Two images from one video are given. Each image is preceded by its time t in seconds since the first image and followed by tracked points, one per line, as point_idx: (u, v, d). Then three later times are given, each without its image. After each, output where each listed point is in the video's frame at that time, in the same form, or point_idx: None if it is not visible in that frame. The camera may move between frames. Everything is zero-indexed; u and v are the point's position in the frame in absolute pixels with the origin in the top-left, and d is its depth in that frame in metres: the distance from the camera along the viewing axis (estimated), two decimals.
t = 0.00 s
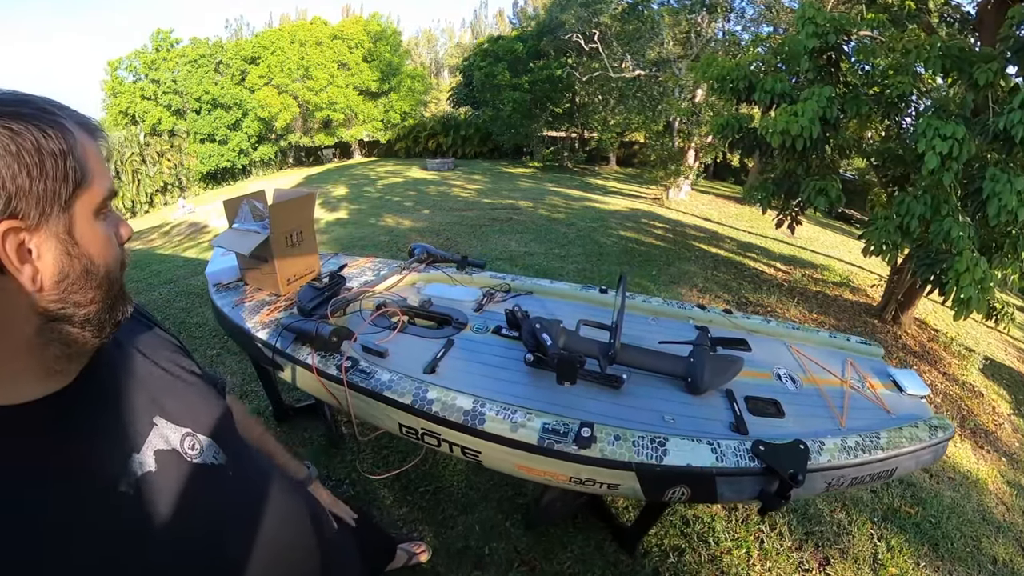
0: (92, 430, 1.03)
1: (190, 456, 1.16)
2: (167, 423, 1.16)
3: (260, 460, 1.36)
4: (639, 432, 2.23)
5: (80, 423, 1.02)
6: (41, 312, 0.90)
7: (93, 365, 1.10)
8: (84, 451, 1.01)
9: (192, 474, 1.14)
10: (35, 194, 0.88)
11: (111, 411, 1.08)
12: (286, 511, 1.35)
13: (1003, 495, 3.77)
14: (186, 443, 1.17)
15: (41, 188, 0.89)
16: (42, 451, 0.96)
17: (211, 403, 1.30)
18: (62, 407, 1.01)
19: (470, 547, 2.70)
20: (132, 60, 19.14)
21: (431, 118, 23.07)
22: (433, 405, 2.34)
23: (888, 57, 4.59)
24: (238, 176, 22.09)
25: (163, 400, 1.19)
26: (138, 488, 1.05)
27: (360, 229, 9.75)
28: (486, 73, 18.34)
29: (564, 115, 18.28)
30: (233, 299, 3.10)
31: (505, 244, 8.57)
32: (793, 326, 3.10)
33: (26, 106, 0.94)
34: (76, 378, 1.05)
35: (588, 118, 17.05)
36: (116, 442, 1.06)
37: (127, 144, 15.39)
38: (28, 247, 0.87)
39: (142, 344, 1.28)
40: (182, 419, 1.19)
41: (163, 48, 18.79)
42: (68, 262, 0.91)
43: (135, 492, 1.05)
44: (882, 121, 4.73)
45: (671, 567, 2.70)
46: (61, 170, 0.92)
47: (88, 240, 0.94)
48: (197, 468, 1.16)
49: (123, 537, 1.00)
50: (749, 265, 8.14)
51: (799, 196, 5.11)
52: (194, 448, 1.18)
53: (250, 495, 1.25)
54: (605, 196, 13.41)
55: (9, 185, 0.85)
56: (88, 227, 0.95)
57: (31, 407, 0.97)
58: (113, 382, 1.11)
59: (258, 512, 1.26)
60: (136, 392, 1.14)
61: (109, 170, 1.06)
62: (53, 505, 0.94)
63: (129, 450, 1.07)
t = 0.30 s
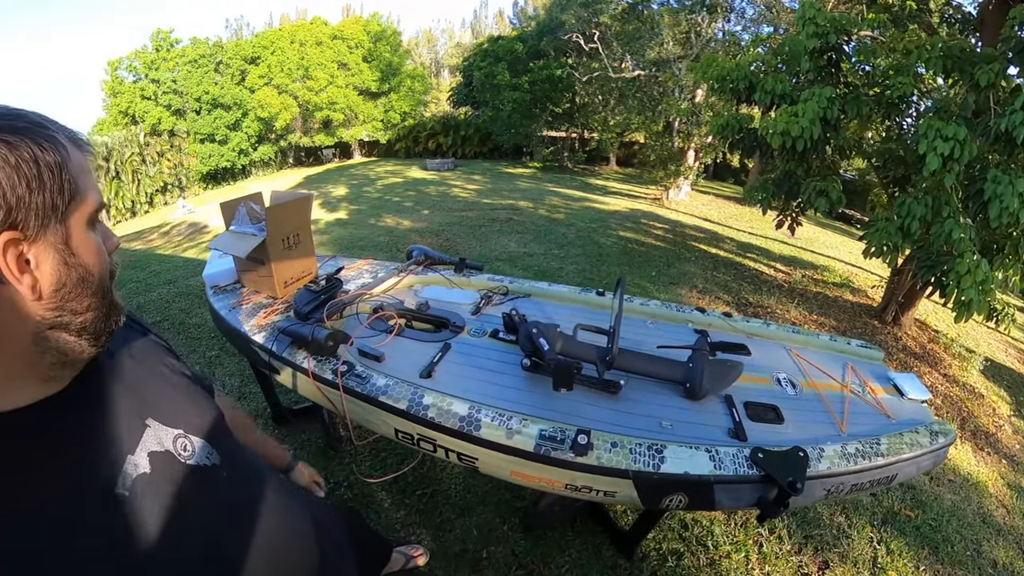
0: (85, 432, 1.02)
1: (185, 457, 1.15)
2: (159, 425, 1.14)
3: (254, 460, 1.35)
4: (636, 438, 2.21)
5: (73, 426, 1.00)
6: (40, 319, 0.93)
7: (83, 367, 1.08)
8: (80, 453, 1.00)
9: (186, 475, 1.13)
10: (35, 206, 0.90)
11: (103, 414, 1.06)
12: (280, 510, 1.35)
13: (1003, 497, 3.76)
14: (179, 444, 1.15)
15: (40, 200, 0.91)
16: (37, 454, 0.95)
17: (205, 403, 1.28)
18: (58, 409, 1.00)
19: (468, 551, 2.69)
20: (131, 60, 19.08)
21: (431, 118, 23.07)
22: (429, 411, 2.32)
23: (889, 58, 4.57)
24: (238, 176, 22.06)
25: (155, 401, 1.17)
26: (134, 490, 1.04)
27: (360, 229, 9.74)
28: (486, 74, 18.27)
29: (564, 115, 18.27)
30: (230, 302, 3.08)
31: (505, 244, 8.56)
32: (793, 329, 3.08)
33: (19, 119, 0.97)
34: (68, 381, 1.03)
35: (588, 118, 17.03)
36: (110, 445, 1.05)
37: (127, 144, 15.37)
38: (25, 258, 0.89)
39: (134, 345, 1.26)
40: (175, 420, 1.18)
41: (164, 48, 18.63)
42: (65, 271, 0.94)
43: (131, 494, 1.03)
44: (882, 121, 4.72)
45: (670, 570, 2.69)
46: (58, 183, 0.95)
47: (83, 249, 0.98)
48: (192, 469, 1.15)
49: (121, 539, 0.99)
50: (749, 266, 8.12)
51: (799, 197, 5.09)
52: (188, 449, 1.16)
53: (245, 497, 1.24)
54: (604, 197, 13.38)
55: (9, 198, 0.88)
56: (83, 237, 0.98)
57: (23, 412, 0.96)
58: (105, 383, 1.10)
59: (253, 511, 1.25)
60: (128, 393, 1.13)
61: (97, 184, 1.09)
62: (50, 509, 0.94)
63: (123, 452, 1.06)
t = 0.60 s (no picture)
0: (89, 428, 1.03)
1: (188, 452, 1.17)
2: (163, 421, 1.16)
3: (257, 456, 1.36)
4: (633, 438, 2.22)
5: (78, 421, 1.02)
6: (44, 319, 0.94)
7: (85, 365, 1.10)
8: (86, 448, 1.01)
9: (190, 468, 1.15)
10: (44, 205, 0.91)
11: (107, 410, 1.08)
12: (281, 507, 1.34)
13: (1003, 498, 3.76)
14: (183, 439, 1.17)
15: (50, 200, 0.92)
16: (41, 451, 0.96)
17: (204, 401, 1.31)
18: (60, 406, 1.01)
19: (466, 550, 2.69)
20: (132, 60, 19.10)
21: (431, 118, 23.09)
22: (426, 411, 2.33)
23: (889, 58, 4.58)
24: (238, 176, 22.05)
25: (158, 398, 1.20)
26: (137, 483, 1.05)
27: (359, 229, 9.74)
28: (486, 74, 18.28)
29: (564, 115, 18.28)
30: (230, 301, 3.08)
31: (505, 244, 8.56)
32: (792, 330, 3.09)
33: (30, 118, 0.97)
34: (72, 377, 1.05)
35: (587, 118, 17.04)
36: (114, 440, 1.06)
37: (127, 144, 15.37)
38: (33, 258, 0.90)
39: (135, 344, 1.29)
40: (178, 417, 1.20)
41: (164, 47, 18.78)
42: (73, 271, 0.96)
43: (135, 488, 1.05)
44: (882, 122, 4.72)
45: (668, 570, 2.70)
46: (69, 183, 0.96)
47: (90, 249, 0.99)
48: (195, 463, 1.16)
49: (123, 537, 0.99)
50: (749, 266, 8.12)
51: (798, 198, 5.09)
52: (192, 444, 1.19)
53: (250, 491, 1.25)
54: (604, 197, 13.39)
55: (19, 197, 0.88)
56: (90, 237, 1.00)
57: (28, 409, 0.97)
58: (108, 381, 1.12)
59: (256, 505, 1.25)
60: (131, 390, 1.15)
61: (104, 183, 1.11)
62: (53, 507, 0.94)
63: (127, 447, 1.08)
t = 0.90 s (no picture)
0: (90, 429, 1.03)
1: (187, 453, 1.18)
2: (162, 422, 1.17)
3: (253, 458, 1.37)
4: (633, 440, 2.21)
5: (78, 421, 1.02)
6: (41, 321, 0.93)
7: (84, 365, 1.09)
8: (86, 448, 1.01)
9: (190, 469, 1.15)
10: (34, 206, 0.90)
11: (106, 410, 1.08)
12: (278, 508, 1.36)
13: (1003, 499, 3.75)
14: (183, 440, 1.18)
15: (42, 201, 0.91)
16: (42, 451, 0.95)
17: (203, 402, 1.31)
18: (60, 407, 1.00)
19: (465, 551, 2.69)
20: (132, 59, 19.09)
21: (431, 119, 23.10)
22: (426, 412, 2.33)
23: (889, 59, 4.57)
24: (238, 176, 22.04)
25: (158, 398, 1.20)
26: (138, 485, 1.05)
27: (359, 230, 9.73)
28: (486, 74, 18.29)
29: (564, 115, 18.29)
30: (230, 302, 3.08)
31: (505, 245, 8.56)
32: (792, 332, 3.09)
33: (24, 119, 0.96)
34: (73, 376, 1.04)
35: (588, 119, 17.04)
36: (115, 441, 1.06)
37: (127, 144, 15.37)
38: (25, 260, 0.89)
39: (133, 343, 1.28)
40: (177, 418, 1.21)
41: (164, 47, 18.77)
42: (67, 272, 0.94)
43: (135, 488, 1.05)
44: (881, 123, 4.72)
45: (668, 571, 2.70)
46: (61, 183, 0.95)
47: (85, 249, 0.97)
48: (195, 465, 1.17)
49: (126, 537, 1.00)
50: (750, 267, 8.12)
51: (797, 199, 5.09)
52: (191, 445, 1.19)
53: (247, 493, 1.27)
54: (604, 198, 13.39)
55: (8, 198, 0.87)
56: (84, 235, 0.98)
57: (29, 408, 0.96)
58: (107, 381, 1.11)
59: (254, 506, 1.27)
60: (130, 391, 1.15)
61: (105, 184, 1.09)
62: (52, 509, 0.93)
63: (127, 447, 1.08)
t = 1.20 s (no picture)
0: (92, 437, 1.04)
1: (190, 459, 1.18)
2: (164, 428, 1.17)
3: (261, 460, 1.37)
4: (637, 442, 2.22)
5: (78, 429, 1.02)
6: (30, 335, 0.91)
7: (85, 372, 1.09)
8: (87, 454, 1.01)
9: (193, 475, 1.16)
10: (12, 216, 0.86)
11: (108, 417, 1.08)
12: (287, 510, 1.37)
13: (1003, 500, 3.76)
14: (186, 446, 1.18)
15: (22, 212, 0.87)
16: (42, 461, 0.95)
17: (209, 404, 1.32)
18: (60, 417, 1.00)
19: (468, 552, 2.70)
20: (132, 59, 19.09)
21: (431, 119, 23.11)
22: (431, 414, 2.34)
23: (889, 61, 4.59)
24: (238, 176, 22.04)
25: (162, 401, 1.20)
26: (141, 493, 1.06)
27: (360, 230, 9.75)
28: (486, 75, 18.30)
29: (565, 116, 18.31)
30: (232, 303, 3.09)
31: (505, 245, 8.57)
32: (792, 333, 3.10)
33: (11, 122, 0.93)
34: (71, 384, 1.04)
35: (588, 119, 17.05)
36: (116, 449, 1.07)
37: (127, 144, 15.38)
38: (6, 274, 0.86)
39: (138, 346, 1.28)
40: (181, 422, 1.21)
41: (164, 47, 18.61)
42: (52, 285, 0.90)
43: (137, 497, 1.05)
44: (882, 125, 4.74)
45: (670, 572, 2.70)
46: (44, 189, 0.90)
47: (74, 260, 0.93)
48: (199, 471, 1.18)
49: (129, 546, 1.01)
50: (750, 268, 8.13)
51: (798, 201, 5.11)
52: (195, 451, 1.20)
53: (255, 496, 1.27)
54: (604, 198, 13.40)
55: None
56: (73, 244, 0.93)
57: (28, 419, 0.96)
58: (109, 387, 1.12)
59: (262, 510, 1.27)
60: (133, 395, 1.15)
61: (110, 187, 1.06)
62: (55, 520, 0.94)
63: (129, 455, 1.08)
